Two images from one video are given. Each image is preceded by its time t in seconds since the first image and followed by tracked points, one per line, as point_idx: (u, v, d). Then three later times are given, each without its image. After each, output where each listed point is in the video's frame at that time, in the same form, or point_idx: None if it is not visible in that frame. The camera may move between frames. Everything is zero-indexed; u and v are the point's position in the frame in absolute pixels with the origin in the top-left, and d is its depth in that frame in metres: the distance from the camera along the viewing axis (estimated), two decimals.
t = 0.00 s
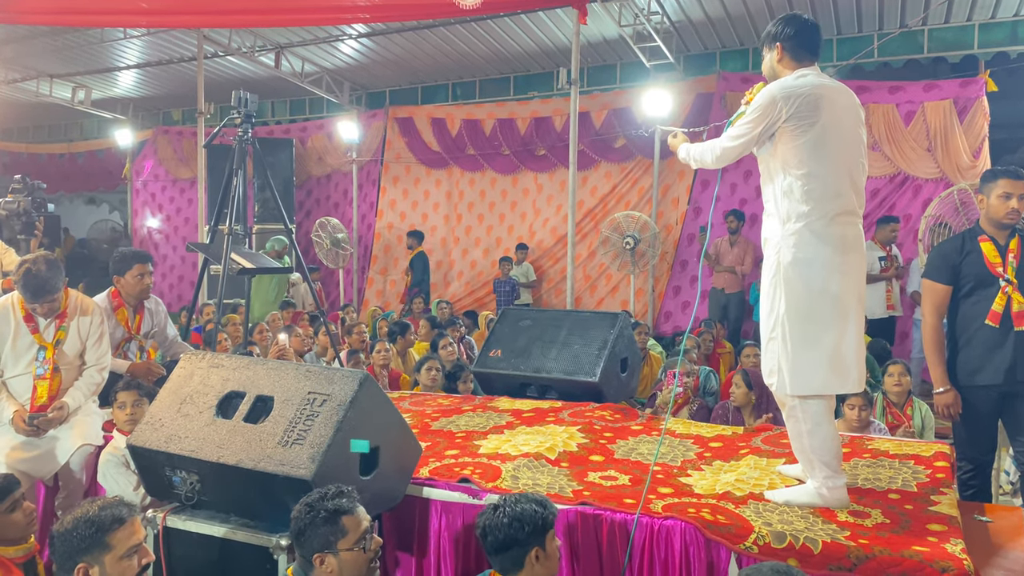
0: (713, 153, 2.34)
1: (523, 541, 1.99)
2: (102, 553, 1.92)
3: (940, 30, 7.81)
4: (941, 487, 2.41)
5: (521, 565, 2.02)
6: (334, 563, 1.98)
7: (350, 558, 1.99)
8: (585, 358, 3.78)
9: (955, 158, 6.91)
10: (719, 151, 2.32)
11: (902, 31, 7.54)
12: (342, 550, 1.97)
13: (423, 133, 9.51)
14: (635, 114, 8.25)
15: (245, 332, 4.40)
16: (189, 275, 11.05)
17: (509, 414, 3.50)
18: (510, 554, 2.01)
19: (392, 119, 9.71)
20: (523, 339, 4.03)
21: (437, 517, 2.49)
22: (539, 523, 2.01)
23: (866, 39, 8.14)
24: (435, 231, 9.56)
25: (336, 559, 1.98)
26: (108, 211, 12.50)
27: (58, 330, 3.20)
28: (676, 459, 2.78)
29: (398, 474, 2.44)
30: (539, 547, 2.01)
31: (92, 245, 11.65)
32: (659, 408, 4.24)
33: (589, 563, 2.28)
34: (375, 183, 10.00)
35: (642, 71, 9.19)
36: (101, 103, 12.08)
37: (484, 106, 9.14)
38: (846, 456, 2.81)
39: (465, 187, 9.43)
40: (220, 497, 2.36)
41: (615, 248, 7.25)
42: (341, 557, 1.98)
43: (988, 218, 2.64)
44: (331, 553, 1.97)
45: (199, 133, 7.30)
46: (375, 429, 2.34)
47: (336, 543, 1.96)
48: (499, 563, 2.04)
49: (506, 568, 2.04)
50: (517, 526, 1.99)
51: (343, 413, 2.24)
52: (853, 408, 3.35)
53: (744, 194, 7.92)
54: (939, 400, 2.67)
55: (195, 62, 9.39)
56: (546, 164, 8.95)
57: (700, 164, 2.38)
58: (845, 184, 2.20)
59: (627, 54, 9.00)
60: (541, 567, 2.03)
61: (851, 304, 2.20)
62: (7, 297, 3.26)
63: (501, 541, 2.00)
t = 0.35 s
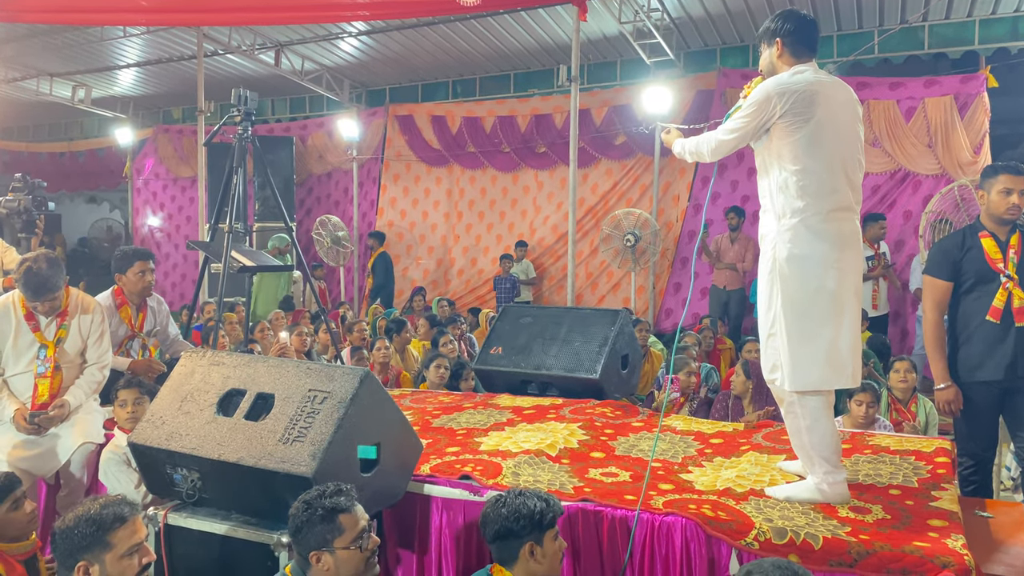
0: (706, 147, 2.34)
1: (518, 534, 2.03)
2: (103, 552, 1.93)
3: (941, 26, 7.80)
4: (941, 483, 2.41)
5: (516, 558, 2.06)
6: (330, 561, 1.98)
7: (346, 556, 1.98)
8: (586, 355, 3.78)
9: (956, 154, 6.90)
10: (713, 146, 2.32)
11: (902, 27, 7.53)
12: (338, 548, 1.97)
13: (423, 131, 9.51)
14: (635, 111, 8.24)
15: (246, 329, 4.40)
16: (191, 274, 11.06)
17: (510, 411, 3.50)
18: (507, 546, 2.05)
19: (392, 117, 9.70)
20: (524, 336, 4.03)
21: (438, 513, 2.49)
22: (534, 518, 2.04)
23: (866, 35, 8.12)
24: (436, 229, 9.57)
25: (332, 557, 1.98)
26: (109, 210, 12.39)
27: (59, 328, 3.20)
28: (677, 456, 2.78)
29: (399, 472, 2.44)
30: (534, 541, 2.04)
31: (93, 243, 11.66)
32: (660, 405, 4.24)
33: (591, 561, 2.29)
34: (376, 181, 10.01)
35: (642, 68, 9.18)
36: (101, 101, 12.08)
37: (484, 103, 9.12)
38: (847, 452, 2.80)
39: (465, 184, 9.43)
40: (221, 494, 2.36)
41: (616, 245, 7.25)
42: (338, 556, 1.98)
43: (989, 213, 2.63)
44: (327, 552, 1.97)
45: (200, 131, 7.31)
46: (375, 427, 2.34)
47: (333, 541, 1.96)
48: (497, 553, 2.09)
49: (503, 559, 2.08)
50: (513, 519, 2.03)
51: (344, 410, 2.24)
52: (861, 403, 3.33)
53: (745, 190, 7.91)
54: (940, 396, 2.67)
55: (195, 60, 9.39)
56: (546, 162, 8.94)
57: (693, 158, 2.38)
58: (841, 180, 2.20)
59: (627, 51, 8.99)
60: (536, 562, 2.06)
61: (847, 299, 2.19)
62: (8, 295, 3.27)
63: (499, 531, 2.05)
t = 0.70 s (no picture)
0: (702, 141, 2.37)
1: (524, 530, 2.05)
2: (99, 555, 1.92)
3: (941, 23, 7.80)
4: (941, 480, 2.41)
5: (519, 555, 2.07)
6: (333, 551, 1.98)
7: (349, 547, 1.99)
8: (585, 352, 3.78)
9: (956, 151, 6.89)
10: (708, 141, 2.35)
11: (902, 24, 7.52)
12: (342, 539, 1.98)
13: (423, 128, 9.49)
14: (635, 109, 8.21)
15: (245, 328, 4.39)
16: (191, 273, 11.04)
17: (509, 408, 3.50)
18: (511, 542, 2.07)
19: (391, 115, 9.68)
20: (524, 333, 4.03)
21: (438, 511, 2.49)
22: (542, 515, 2.06)
23: (866, 33, 8.12)
24: (435, 227, 9.57)
25: (336, 547, 1.98)
26: (109, 208, 12.45)
27: (58, 326, 3.20)
28: (676, 453, 2.78)
29: (398, 469, 2.43)
30: (539, 539, 2.05)
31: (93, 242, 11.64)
32: (660, 402, 4.25)
33: (589, 560, 2.27)
34: (375, 179, 10.01)
35: (642, 66, 9.18)
36: (100, 99, 12.07)
37: (483, 101, 9.09)
38: (846, 449, 2.80)
39: (465, 182, 9.43)
40: (221, 493, 2.36)
41: (616, 243, 7.24)
42: (341, 546, 1.98)
43: (988, 210, 2.63)
44: (331, 542, 1.97)
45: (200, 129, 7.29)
46: (374, 424, 2.34)
47: (338, 531, 1.97)
48: (501, 549, 2.10)
49: (506, 555, 2.09)
50: (520, 515, 2.06)
51: (343, 408, 2.24)
52: (857, 402, 3.34)
53: (746, 188, 7.90)
54: (940, 393, 2.67)
55: (194, 58, 9.37)
56: (545, 159, 8.93)
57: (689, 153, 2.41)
58: (836, 176, 2.20)
59: (626, 48, 8.98)
60: (539, 560, 2.07)
61: (843, 293, 2.19)
62: (7, 294, 3.26)
63: (506, 526, 2.06)
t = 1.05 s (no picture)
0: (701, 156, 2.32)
1: (524, 540, 2.05)
2: (98, 553, 1.92)
3: (939, 22, 7.80)
4: (939, 479, 2.41)
5: (517, 562, 2.08)
6: (350, 546, 1.98)
7: (365, 545, 2.00)
8: (584, 351, 3.79)
9: (954, 151, 6.90)
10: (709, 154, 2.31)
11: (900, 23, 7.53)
12: (360, 536, 1.98)
13: (421, 127, 9.48)
14: (634, 108, 8.20)
15: (244, 326, 4.39)
16: (190, 271, 11.04)
17: (508, 407, 3.51)
18: (511, 548, 2.08)
19: (390, 114, 9.67)
20: (523, 332, 4.03)
21: (436, 509, 2.50)
22: (545, 526, 2.05)
23: (864, 32, 8.12)
24: (434, 226, 9.58)
25: (353, 543, 1.98)
26: (107, 207, 12.59)
27: (57, 325, 3.20)
28: (675, 452, 2.79)
29: (397, 468, 2.44)
30: (537, 551, 2.06)
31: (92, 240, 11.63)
32: (659, 400, 4.26)
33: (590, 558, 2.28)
34: (374, 177, 10.01)
35: (640, 65, 9.18)
36: (98, 98, 12.06)
37: (482, 100, 9.08)
38: (845, 448, 2.81)
39: (463, 181, 9.44)
40: (219, 491, 2.36)
41: (615, 241, 7.25)
42: (358, 543, 1.98)
43: (986, 209, 2.64)
44: (349, 538, 1.97)
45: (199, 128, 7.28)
46: (373, 422, 2.34)
47: (357, 527, 1.97)
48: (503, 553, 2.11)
49: (508, 559, 2.10)
50: (523, 524, 2.05)
51: (342, 406, 2.25)
52: (853, 403, 3.36)
53: (745, 187, 7.91)
54: (936, 390, 2.68)
55: (193, 56, 9.37)
56: (544, 158, 8.93)
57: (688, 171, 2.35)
58: (840, 175, 2.21)
59: (625, 47, 8.99)
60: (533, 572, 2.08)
61: (850, 290, 2.20)
62: (6, 292, 3.26)
63: (507, 530, 2.07)
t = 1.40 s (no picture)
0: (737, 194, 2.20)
1: (514, 535, 2.05)
2: (96, 550, 1.92)
3: (937, 23, 7.81)
4: (935, 479, 2.42)
5: (510, 559, 2.09)
6: (345, 565, 1.99)
7: (361, 566, 2.01)
8: (581, 350, 3.79)
9: (951, 151, 6.92)
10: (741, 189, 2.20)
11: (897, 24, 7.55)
12: (356, 557, 2.00)
13: (419, 126, 9.49)
14: (631, 108, 8.22)
15: (241, 324, 4.39)
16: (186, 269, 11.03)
17: (505, 406, 3.51)
18: (503, 545, 2.09)
19: (388, 113, 9.67)
20: (520, 331, 4.03)
21: (434, 508, 2.50)
22: (534, 522, 2.05)
23: (862, 32, 8.13)
24: (430, 225, 9.58)
25: (349, 563, 1.99)
26: (104, 205, 12.57)
27: (54, 323, 3.19)
28: (672, 451, 2.80)
29: (395, 467, 2.44)
30: (527, 547, 2.06)
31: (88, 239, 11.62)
32: (655, 398, 4.27)
33: (586, 556, 2.28)
34: (371, 176, 10.00)
35: (638, 64, 9.19)
36: (95, 96, 12.05)
37: (480, 99, 9.08)
38: (841, 447, 2.81)
39: (460, 180, 9.43)
40: (216, 490, 2.36)
41: (612, 241, 7.25)
42: (354, 563, 2.00)
43: (982, 207, 2.65)
44: (345, 557, 1.98)
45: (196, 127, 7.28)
46: (370, 422, 2.34)
47: (355, 550, 1.98)
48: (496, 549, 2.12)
49: (501, 557, 2.12)
50: (512, 519, 2.06)
51: (339, 405, 2.25)
52: (850, 403, 3.36)
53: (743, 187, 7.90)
54: (929, 377, 2.69)
55: (189, 55, 9.35)
56: (541, 157, 8.92)
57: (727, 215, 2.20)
58: (846, 178, 2.25)
59: (623, 47, 9.00)
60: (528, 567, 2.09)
61: (859, 288, 2.23)
62: (2, 290, 3.26)
63: (498, 527, 2.08)
